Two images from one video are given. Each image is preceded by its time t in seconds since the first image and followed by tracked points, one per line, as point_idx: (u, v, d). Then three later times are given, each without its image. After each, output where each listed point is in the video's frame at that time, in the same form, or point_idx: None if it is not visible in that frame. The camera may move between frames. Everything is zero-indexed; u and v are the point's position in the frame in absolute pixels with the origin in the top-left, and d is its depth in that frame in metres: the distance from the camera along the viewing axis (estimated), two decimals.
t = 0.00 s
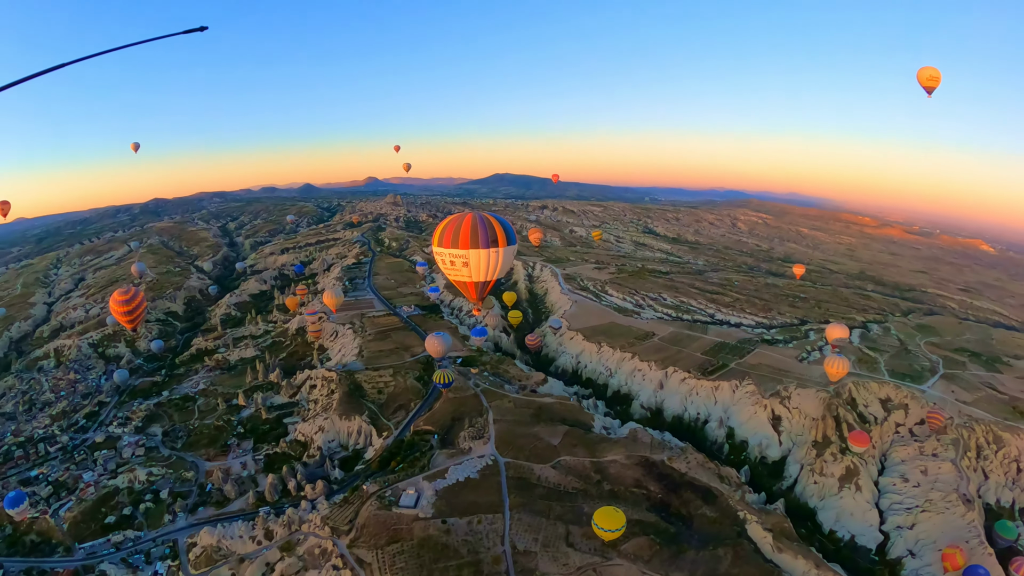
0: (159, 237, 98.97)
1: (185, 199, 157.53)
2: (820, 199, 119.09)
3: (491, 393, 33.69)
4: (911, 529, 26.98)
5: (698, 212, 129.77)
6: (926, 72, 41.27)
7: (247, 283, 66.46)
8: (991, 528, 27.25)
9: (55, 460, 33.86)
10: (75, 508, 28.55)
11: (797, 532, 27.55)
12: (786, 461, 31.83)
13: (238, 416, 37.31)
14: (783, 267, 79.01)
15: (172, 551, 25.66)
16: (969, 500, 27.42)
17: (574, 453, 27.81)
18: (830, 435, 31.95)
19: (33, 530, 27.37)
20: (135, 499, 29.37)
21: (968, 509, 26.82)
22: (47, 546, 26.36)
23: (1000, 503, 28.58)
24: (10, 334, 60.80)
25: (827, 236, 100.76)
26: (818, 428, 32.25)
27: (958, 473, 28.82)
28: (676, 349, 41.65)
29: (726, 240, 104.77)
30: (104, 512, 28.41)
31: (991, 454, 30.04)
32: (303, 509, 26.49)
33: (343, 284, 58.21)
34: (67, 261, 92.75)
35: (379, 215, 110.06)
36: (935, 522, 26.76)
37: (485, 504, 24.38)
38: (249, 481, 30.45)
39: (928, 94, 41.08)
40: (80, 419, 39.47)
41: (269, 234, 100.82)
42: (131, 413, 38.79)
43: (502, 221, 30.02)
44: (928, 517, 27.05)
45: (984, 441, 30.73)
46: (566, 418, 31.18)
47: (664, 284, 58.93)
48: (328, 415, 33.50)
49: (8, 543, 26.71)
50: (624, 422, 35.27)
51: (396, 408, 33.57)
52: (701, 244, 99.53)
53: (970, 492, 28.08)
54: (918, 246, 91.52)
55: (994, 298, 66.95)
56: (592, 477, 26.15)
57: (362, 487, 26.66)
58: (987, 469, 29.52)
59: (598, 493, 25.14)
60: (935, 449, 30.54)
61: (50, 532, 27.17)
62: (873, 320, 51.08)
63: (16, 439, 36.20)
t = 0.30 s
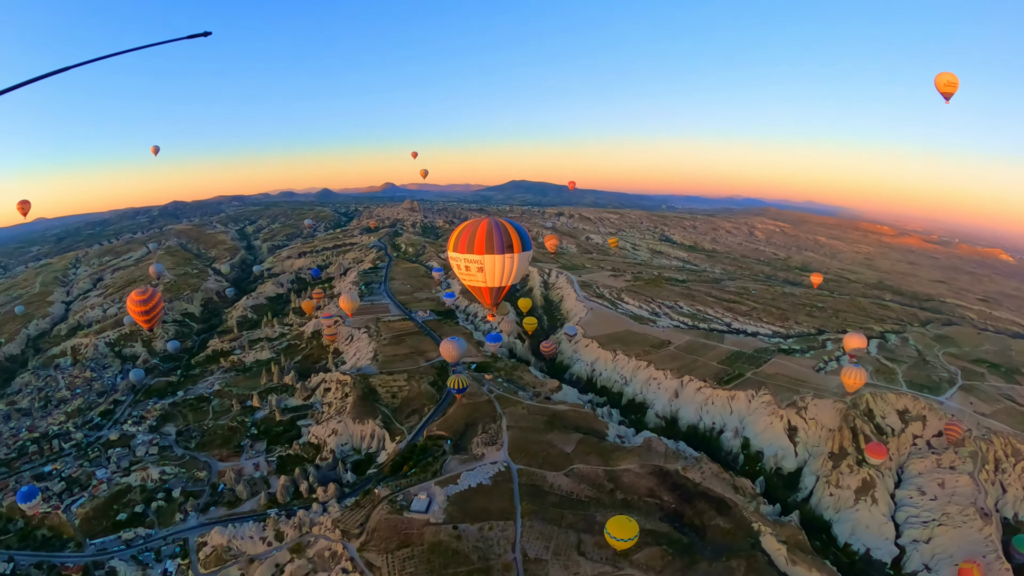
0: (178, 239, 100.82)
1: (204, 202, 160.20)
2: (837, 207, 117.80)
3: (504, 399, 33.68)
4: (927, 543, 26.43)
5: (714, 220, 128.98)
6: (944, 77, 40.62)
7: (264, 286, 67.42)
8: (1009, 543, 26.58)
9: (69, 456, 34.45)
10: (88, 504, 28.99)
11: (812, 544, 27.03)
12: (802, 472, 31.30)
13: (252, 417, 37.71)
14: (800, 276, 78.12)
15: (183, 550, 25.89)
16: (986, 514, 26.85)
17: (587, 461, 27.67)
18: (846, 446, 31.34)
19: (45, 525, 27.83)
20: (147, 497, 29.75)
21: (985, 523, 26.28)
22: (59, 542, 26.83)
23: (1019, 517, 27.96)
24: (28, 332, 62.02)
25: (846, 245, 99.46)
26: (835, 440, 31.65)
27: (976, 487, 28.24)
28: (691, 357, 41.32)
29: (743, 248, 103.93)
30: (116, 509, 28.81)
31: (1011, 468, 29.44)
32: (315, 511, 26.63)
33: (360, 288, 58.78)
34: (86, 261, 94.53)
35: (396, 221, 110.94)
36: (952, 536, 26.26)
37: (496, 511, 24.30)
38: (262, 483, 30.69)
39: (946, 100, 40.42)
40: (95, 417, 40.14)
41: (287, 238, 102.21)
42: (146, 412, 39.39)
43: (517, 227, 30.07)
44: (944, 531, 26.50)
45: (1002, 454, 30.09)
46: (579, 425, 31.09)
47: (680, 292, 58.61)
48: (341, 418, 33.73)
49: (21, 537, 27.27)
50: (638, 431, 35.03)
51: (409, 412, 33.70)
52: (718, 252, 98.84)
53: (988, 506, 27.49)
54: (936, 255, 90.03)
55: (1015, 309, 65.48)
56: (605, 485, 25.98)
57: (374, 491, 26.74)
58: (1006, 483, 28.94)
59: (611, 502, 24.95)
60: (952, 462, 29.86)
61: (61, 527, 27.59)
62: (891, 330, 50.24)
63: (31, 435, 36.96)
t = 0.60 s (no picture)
0: (196, 242, 102.61)
1: (222, 205, 162.95)
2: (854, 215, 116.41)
3: (518, 405, 33.66)
4: (943, 557, 25.74)
5: (730, 227, 128.13)
6: (961, 82, 40.03)
7: (280, 289, 68.30)
8: None
9: (82, 453, 35.02)
10: (100, 501, 29.44)
11: (826, 556, 26.52)
12: (818, 483, 30.74)
13: (267, 419, 38.09)
14: (817, 284, 77.14)
15: (193, 548, 26.12)
16: (1004, 528, 26.38)
17: (601, 469, 27.50)
18: (863, 457, 30.69)
19: (58, 520, 28.32)
20: (159, 496, 30.12)
21: (1004, 537, 25.78)
22: (71, 537, 27.25)
23: None
24: (46, 329, 63.26)
25: (863, 253, 98.05)
26: (851, 450, 31.02)
27: (994, 500, 27.76)
28: (707, 365, 40.95)
29: (759, 256, 102.98)
30: (128, 506, 29.20)
31: None
32: (326, 513, 26.77)
33: (375, 293, 59.31)
34: (104, 261, 96.40)
35: (412, 226, 111.86)
36: (968, 550, 25.56)
37: (507, 517, 24.21)
38: (274, 484, 30.93)
39: (962, 104, 39.72)
40: (110, 415, 40.81)
41: (304, 242, 103.56)
42: (161, 411, 39.99)
43: (532, 232, 30.14)
44: (961, 544, 25.86)
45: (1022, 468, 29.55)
46: (592, 433, 30.91)
47: (696, 300, 58.25)
48: (355, 421, 33.95)
49: (32, 531, 27.75)
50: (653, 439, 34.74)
51: (422, 417, 33.81)
52: (733, 260, 98.14)
53: (1006, 520, 26.97)
54: (955, 264, 88.40)
55: None
56: (618, 494, 25.78)
57: (385, 495, 26.81)
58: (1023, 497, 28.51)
59: (623, 511, 24.73)
60: (969, 474, 29.46)
61: (73, 523, 28.01)
62: (909, 339, 49.33)
63: (46, 431, 37.71)
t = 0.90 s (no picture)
0: (213, 244, 104.24)
1: (239, 208, 165.24)
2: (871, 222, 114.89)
3: (531, 410, 33.64)
4: (959, 569, 25.26)
5: (746, 233, 127.11)
6: (977, 86, 39.34)
7: (296, 292, 69.10)
8: None
9: (96, 450, 35.58)
10: (112, 498, 29.87)
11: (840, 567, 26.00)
12: (833, 493, 30.16)
13: (280, 420, 38.46)
14: (834, 291, 76.10)
15: (202, 547, 26.38)
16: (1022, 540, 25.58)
17: (613, 476, 27.35)
18: (878, 467, 30.20)
19: (69, 516, 28.80)
20: (171, 494, 30.48)
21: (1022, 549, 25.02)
22: (81, 533, 27.66)
23: None
24: (62, 328, 64.51)
25: (881, 261, 96.51)
26: (867, 460, 30.51)
27: (1011, 511, 26.94)
28: (722, 373, 40.58)
29: (775, 263, 101.95)
30: (140, 504, 29.61)
31: None
32: (337, 515, 26.91)
33: (390, 296, 59.79)
34: (122, 262, 98.19)
35: (427, 231, 112.66)
36: (984, 562, 25.09)
37: (518, 523, 24.13)
38: (286, 485, 31.17)
39: (979, 108, 39.01)
40: (124, 413, 41.45)
41: (320, 245, 104.72)
42: (175, 411, 40.56)
43: (546, 236, 30.17)
44: (977, 557, 25.39)
45: None
46: (605, 439, 30.75)
47: (712, 306, 57.86)
48: (368, 424, 34.15)
49: (44, 526, 28.25)
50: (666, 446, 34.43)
51: (435, 420, 33.91)
52: (748, 266, 97.35)
53: None
54: (974, 272, 86.70)
55: None
56: (630, 501, 25.61)
57: (396, 498, 26.89)
58: None
59: (636, 518, 24.53)
60: (986, 485, 28.73)
61: (84, 519, 28.47)
62: (927, 348, 48.39)
63: (60, 428, 38.40)
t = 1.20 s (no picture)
0: (228, 245, 105.73)
1: (254, 210, 167.35)
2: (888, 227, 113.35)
3: (543, 414, 33.61)
4: None
5: (760, 239, 126.00)
6: (992, 89, 38.80)
7: (310, 294, 69.83)
8: None
9: (109, 447, 36.16)
10: (123, 495, 30.34)
11: None
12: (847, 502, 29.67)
13: (292, 421, 38.82)
14: (850, 297, 75.11)
15: (212, 546, 26.69)
16: None
17: (625, 482, 27.22)
18: (893, 476, 29.72)
19: (81, 512, 29.29)
20: (182, 492, 30.85)
21: None
22: (92, 529, 28.11)
23: None
24: (77, 327, 65.69)
25: (898, 266, 95.09)
26: (881, 469, 30.05)
27: None
28: (736, 379, 40.22)
29: (790, 268, 100.92)
30: (151, 501, 30.01)
31: None
32: (347, 517, 27.06)
33: (404, 299, 60.20)
34: (139, 263, 99.88)
35: (441, 234, 113.26)
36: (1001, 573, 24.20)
37: (529, 527, 24.08)
38: (297, 485, 31.41)
39: (994, 111, 38.50)
40: (137, 411, 42.09)
41: (334, 248, 105.68)
42: (188, 410, 41.12)
43: (559, 240, 30.23)
44: (993, 568, 24.55)
45: None
46: (617, 445, 30.60)
47: (726, 312, 57.43)
48: (380, 426, 34.36)
49: (56, 521, 28.77)
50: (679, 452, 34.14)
51: (446, 424, 33.99)
52: (763, 272, 96.48)
53: None
54: (992, 278, 85.16)
55: None
56: (642, 507, 25.46)
57: (407, 501, 26.99)
58: None
59: (647, 525, 24.35)
60: (1003, 496, 28.22)
61: (95, 515, 28.95)
62: (943, 355, 47.58)
63: (75, 425, 39.08)
